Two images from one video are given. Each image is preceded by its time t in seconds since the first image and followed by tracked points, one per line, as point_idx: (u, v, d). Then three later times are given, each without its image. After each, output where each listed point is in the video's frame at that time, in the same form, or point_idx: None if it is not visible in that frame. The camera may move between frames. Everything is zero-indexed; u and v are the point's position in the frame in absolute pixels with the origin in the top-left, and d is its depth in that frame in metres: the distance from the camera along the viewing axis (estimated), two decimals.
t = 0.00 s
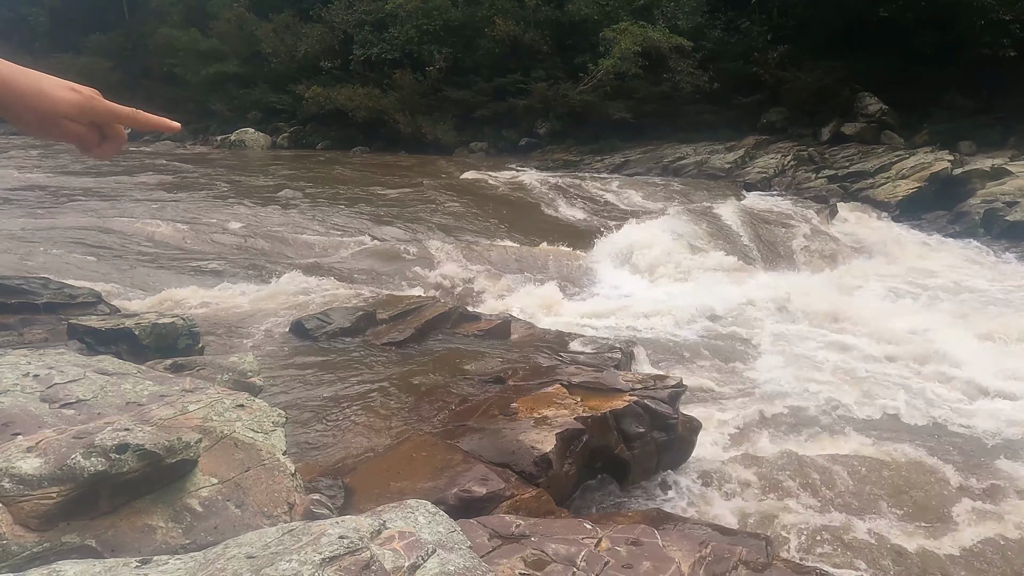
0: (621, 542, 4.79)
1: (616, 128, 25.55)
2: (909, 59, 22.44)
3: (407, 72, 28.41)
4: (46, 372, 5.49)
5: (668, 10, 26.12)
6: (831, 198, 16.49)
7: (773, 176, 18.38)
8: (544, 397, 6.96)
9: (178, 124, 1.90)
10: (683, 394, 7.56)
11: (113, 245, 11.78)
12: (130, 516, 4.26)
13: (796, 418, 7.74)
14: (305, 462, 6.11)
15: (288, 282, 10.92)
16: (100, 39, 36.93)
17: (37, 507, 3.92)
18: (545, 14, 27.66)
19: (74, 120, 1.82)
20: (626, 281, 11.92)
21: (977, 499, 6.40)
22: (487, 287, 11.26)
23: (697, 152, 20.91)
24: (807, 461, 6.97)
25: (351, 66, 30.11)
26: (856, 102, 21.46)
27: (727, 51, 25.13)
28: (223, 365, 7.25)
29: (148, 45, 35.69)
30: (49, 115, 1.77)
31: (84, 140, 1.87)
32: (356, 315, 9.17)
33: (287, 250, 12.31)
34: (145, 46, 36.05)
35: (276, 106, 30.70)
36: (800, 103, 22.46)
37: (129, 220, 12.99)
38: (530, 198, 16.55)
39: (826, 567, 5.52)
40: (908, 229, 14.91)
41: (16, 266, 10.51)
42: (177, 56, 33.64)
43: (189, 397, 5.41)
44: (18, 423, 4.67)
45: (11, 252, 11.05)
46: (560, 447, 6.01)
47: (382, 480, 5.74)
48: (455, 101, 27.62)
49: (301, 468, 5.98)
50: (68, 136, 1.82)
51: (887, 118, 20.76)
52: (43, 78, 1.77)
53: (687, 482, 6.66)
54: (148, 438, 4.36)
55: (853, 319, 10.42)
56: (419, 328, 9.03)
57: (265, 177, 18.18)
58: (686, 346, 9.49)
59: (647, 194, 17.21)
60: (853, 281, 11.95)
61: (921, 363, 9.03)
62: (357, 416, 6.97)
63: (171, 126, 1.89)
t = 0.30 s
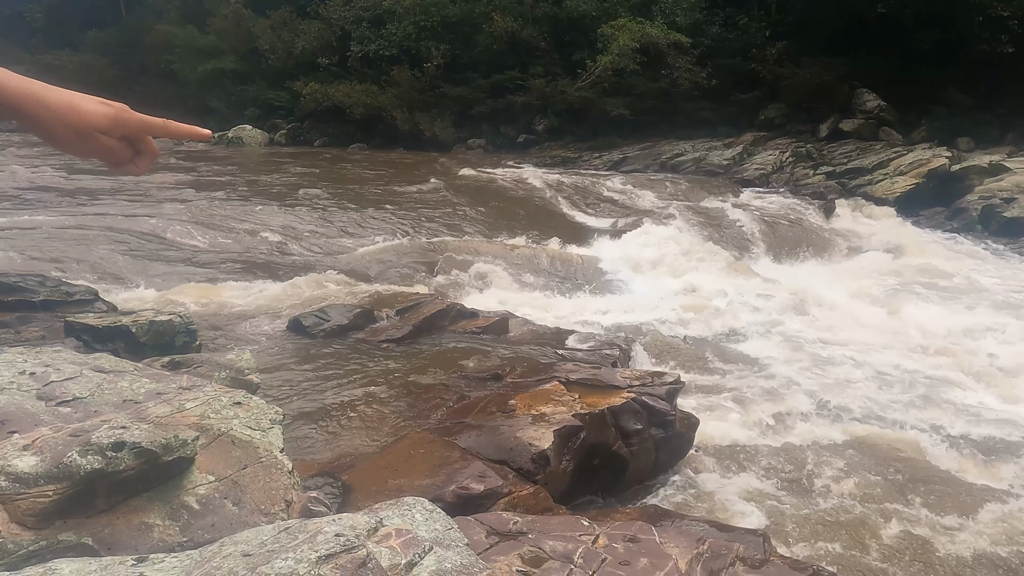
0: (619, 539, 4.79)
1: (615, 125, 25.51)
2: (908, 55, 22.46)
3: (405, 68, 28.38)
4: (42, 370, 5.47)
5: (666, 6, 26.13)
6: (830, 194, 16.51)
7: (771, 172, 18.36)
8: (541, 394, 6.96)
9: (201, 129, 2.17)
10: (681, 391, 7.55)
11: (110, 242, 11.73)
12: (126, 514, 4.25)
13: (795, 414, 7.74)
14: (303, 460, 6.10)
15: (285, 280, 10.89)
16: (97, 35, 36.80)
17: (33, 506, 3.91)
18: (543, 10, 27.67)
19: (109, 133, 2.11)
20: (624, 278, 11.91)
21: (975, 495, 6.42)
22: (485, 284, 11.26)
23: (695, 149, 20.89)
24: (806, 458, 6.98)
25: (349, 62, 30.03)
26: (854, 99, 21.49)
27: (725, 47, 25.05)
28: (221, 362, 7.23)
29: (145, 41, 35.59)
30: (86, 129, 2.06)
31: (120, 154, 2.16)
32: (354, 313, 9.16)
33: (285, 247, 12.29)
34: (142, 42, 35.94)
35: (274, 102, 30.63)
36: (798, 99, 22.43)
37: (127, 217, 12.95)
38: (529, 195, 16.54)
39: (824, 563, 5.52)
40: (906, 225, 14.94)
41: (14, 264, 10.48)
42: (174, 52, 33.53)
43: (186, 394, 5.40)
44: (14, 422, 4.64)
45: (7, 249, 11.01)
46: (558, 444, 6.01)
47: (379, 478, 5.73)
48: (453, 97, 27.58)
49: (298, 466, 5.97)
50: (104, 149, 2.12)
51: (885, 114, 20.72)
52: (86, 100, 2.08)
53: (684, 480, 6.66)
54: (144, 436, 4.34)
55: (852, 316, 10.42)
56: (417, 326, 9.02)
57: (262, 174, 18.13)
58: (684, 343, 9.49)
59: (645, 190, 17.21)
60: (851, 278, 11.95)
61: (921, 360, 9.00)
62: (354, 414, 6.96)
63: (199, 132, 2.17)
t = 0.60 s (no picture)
0: (617, 537, 4.80)
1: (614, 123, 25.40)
2: (907, 53, 22.52)
3: (403, 66, 28.36)
4: (40, 368, 5.47)
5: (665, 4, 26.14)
6: (828, 192, 16.55)
7: (770, 170, 18.36)
8: (540, 392, 6.96)
9: (230, 133, 2.22)
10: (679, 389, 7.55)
11: (108, 240, 11.71)
12: (124, 513, 4.25)
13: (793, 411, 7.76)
14: (301, 459, 6.10)
15: (283, 278, 10.88)
16: (93, 32, 36.70)
17: (31, 504, 3.92)
18: (541, 8, 27.69)
19: (142, 141, 2.19)
20: (623, 275, 11.92)
21: (972, 493, 6.44)
22: (484, 282, 11.26)
23: (693, 147, 20.91)
24: (804, 457, 7.00)
25: (347, 60, 30.04)
26: (852, 97, 21.60)
27: (723, 45, 25.07)
28: (219, 361, 7.22)
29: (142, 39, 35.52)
30: (118, 135, 2.13)
31: (154, 162, 2.24)
32: (352, 311, 9.16)
33: (283, 245, 12.27)
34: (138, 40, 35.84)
35: (271, 100, 30.58)
36: (796, 97, 22.43)
37: (126, 215, 12.94)
38: (527, 193, 16.55)
39: (820, 560, 5.53)
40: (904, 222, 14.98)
41: (11, 261, 10.46)
42: (171, 50, 33.44)
43: (184, 393, 5.39)
44: (12, 420, 4.64)
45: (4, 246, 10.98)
46: (556, 441, 6.02)
47: (378, 476, 5.73)
48: (451, 95, 27.59)
49: (297, 464, 5.98)
50: (136, 155, 2.19)
51: (884, 112, 20.73)
52: (120, 110, 2.16)
53: (683, 478, 6.66)
54: (143, 435, 4.34)
55: (850, 313, 10.42)
56: (415, 324, 9.01)
57: (259, 172, 18.10)
58: (682, 341, 9.50)
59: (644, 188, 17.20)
60: (848, 275, 11.98)
61: (920, 358, 9.02)
62: (353, 412, 6.96)
63: (229, 136, 2.22)
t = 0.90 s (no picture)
0: (616, 536, 4.80)
1: (612, 121, 25.41)
2: (907, 52, 22.42)
3: (401, 65, 28.32)
4: (38, 368, 5.46)
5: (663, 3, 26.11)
6: (826, 191, 16.60)
7: (768, 169, 18.36)
8: (538, 391, 6.96)
9: (266, 126, 1.97)
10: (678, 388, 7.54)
11: (105, 240, 11.69)
12: (123, 512, 4.25)
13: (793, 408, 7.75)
14: (299, 457, 6.09)
15: (282, 277, 10.87)
16: (91, 31, 36.64)
17: (30, 503, 3.92)
18: (540, 7, 27.74)
19: (169, 137, 1.95)
20: (621, 274, 11.92)
21: (970, 490, 6.44)
22: (483, 282, 11.25)
23: (692, 146, 20.93)
24: (802, 455, 7.00)
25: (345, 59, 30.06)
26: (850, 96, 21.42)
27: (722, 44, 25.29)
28: (217, 360, 7.20)
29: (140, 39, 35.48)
30: (143, 131, 1.89)
31: (183, 161, 1.99)
32: (350, 311, 9.16)
33: (281, 245, 12.25)
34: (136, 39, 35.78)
35: (269, 100, 30.54)
36: (795, 97, 22.47)
37: (123, 215, 12.92)
38: (526, 192, 16.56)
39: (818, 558, 5.53)
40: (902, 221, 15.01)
41: (7, 261, 10.43)
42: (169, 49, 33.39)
43: (183, 392, 5.38)
44: (10, 419, 4.64)
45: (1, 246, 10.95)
46: (555, 440, 6.02)
47: (377, 475, 5.73)
48: (450, 94, 27.59)
49: (295, 462, 5.98)
50: (164, 155, 1.95)
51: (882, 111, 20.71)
52: (143, 101, 1.90)
53: (682, 477, 6.66)
54: (141, 434, 4.33)
55: (848, 312, 10.42)
56: (413, 323, 9.01)
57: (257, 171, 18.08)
58: (682, 340, 9.49)
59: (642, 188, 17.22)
60: (847, 273, 11.99)
61: (918, 356, 9.03)
62: (351, 411, 6.95)
63: (269, 134, 1.98)
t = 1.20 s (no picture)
0: (615, 534, 4.80)
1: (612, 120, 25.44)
2: (907, 51, 22.39)
3: (401, 63, 28.23)
4: (37, 366, 5.46)
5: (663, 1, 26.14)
6: (825, 189, 16.61)
7: (767, 167, 18.36)
8: (538, 389, 6.95)
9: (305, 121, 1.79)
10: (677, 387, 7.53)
11: (103, 238, 11.67)
12: (122, 511, 4.24)
13: (792, 406, 7.77)
14: (299, 456, 6.09)
15: (281, 276, 10.85)
16: (90, 29, 36.57)
17: (29, 502, 3.92)
18: (540, 5, 27.76)
19: (200, 132, 1.80)
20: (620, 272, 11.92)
21: (969, 490, 6.44)
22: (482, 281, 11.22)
23: (691, 144, 20.94)
24: (801, 454, 7.00)
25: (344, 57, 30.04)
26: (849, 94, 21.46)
27: (722, 43, 25.32)
28: (217, 359, 7.18)
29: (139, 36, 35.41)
30: (170, 128, 1.75)
31: (217, 161, 1.84)
32: (350, 309, 9.16)
33: (281, 243, 12.24)
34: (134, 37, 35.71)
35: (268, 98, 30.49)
36: (794, 96, 22.47)
37: (122, 213, 12.89)
38: (526, 191, 16.55)
39: (816, 557, 5.54)
40: (901, 220, 15.01)
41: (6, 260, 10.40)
42: (168, 46, 33.32)
43: (183, 391, 5.38)
44: (9, 417, 4.64)
45: None
46: (554, 439, 6.02)
47: (376, 473, 5.73)
48: (449, 93, 27.56)
49: (294, 460, 5.98)
50: (195, 153, 1.80)
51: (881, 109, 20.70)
52: (172, 93, 1.76)
53: (681, 476, 6.66)
54: (140, 433, 4.34)
55: (847, 311, 10.44)
56: (413, 321, 9.01)
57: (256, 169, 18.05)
58: (681, 339, 9.48)
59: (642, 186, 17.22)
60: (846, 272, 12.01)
61: (916, 355, 9.05)
62: (351, 410, 6.94)
63: (309, 125, 1.79)
